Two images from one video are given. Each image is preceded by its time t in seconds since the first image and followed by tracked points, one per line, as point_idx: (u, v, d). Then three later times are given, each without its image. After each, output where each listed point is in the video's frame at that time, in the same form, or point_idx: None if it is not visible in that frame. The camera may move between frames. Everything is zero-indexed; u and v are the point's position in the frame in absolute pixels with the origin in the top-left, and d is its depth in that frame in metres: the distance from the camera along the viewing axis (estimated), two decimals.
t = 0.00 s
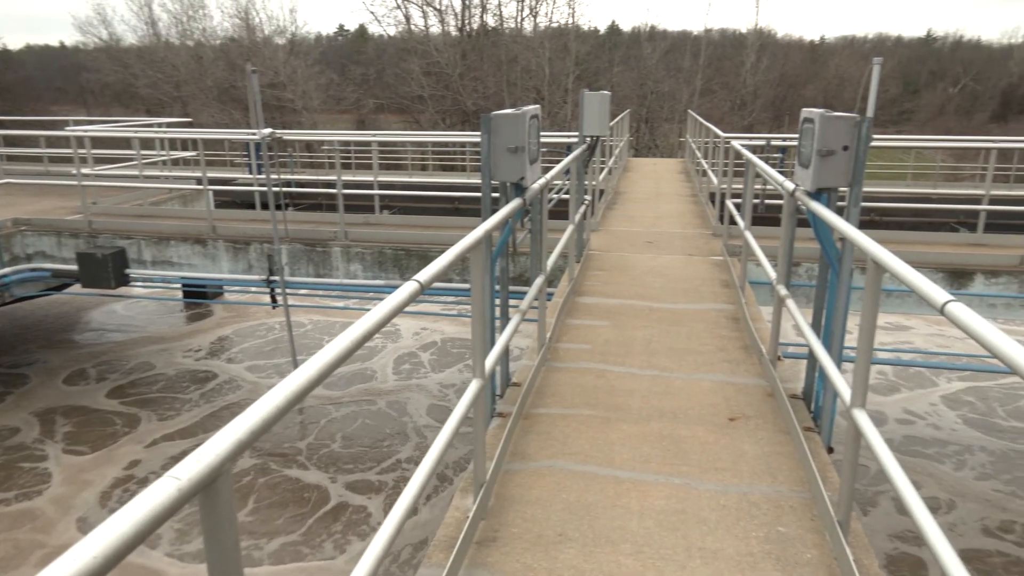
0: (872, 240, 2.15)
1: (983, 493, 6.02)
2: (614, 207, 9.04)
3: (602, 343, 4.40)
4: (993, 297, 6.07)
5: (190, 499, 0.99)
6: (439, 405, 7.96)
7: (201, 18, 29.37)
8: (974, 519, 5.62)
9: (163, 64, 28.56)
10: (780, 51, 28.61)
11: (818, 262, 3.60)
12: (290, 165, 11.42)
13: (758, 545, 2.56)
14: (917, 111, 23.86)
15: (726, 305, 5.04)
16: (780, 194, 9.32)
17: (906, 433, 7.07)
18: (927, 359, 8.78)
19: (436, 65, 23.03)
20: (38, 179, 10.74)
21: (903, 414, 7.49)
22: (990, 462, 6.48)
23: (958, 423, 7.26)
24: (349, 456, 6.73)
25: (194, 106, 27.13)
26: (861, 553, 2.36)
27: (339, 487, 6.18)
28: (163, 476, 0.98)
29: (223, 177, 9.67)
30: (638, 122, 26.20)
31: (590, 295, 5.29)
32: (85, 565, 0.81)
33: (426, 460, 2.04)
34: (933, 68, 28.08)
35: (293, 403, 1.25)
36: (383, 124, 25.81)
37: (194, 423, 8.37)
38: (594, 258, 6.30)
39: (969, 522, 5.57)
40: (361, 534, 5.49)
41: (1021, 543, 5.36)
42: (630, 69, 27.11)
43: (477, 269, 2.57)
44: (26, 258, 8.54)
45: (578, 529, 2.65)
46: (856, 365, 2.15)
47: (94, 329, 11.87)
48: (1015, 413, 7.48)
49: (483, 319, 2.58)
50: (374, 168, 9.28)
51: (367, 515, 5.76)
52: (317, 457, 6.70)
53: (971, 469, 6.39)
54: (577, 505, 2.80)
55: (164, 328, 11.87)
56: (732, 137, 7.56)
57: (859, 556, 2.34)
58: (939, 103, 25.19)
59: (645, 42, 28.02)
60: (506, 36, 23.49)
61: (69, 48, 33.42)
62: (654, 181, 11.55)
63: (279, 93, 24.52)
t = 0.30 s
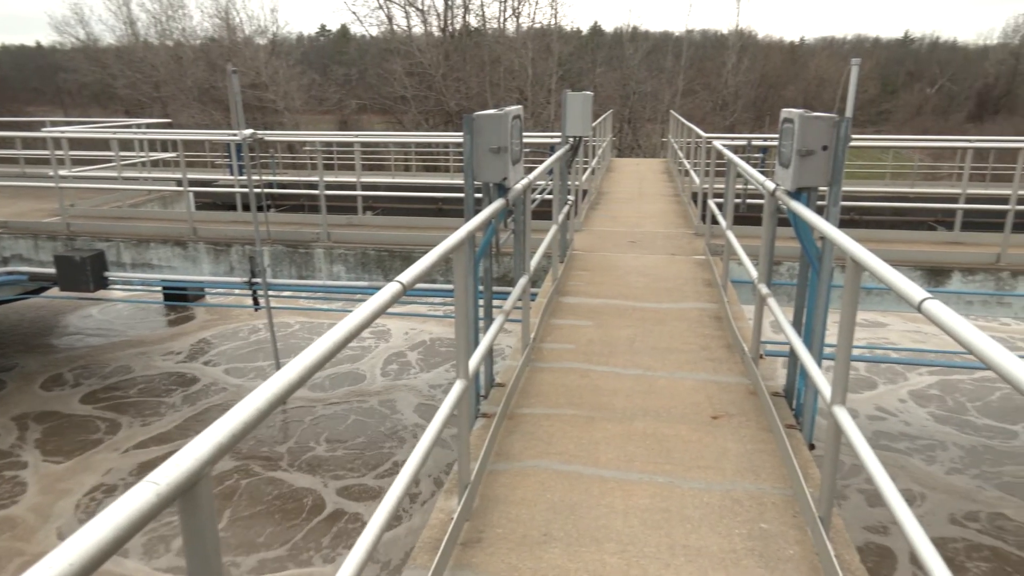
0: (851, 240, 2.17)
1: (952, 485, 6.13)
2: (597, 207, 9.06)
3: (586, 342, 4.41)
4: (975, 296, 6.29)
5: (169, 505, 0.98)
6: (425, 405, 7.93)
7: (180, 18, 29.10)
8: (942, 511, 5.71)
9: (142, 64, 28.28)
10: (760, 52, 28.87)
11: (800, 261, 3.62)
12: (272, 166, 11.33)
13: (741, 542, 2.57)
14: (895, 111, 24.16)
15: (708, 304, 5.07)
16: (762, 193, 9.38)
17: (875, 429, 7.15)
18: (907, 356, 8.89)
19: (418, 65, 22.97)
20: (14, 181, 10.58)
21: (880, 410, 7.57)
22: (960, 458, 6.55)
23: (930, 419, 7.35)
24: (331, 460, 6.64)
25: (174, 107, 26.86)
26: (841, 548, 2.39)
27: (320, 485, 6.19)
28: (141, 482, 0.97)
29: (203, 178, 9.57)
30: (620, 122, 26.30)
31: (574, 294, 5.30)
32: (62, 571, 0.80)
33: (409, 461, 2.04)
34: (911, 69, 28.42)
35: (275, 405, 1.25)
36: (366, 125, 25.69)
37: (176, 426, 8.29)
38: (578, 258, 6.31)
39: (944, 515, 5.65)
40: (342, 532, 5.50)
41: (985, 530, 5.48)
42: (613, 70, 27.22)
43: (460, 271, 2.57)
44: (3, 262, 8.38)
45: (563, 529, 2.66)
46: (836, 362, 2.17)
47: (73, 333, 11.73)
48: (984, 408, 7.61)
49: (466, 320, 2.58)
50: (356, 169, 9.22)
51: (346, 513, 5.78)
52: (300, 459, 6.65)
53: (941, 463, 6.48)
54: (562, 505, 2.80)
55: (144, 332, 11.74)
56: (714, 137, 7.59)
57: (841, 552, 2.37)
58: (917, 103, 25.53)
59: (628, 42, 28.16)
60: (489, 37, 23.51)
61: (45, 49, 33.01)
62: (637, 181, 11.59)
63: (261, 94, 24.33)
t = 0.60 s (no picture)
0: (831, 239, 2.19)
1: (922, 478, 6.23)
2: (581, 207, 9.08)
3: (570, 342, 4.42)
4: (952, 293, 6.41)
5: (149, 509, 0.97)
6: (410, 406, 7.91)
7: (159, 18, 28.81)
8: (912, 503, 5.82)
9: (120, 64, 27.95)
10: (741, 53, 29.09)
11: (780, 261, 3.65)
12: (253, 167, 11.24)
13: (724, 540, 2.59)
14: (873, 112, 24.42)
15: (691, 303, 5.10)
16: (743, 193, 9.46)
17: (851, 424, 7.23)
18: (886, 353, 9.00)
19: (401, 66, 22.90)
20: None
21: (860, 406, 7.65)
22: (931, 453, 6.64)
23: (910, 416, 7.43)
24: (315, 461, 6.61)
25: (153, 108, 26.57)
26: (823, 544, 2.42)
27: (303, 487, 6.18)
28: (119, 487, 0.96)
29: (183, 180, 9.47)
30: (603, 123, 26.39)
31: (557, 294, 5.31)
32: None
33: (393, 463, 2.03)
34: (889, 70, 28.75)
35: (256, 407, 1.24)
36: (348, 126, 25.56)
37: (157, 430, 8.20)
38: (561, 258, 6.32)
39: (922, 508, 5.73)
40: (324, 535, 5.46)
41: (953, 520, 5.59)
42: (595, 71, 27.29)
43: (443, 272, 2.56)
44: None
45: (547, 529, 2.66)
46: (816, 360, 2.19)
47: (51, 337, 11.57)
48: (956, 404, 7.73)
49: (450, 321, 2.57)
50: (338, 170, 9.17)
51: (327, 515, 5.74)
52: (283, 461, 6.61)
53: (912, 458, 6.57)
54: (547, 505, 2.80)
55: (124, 335, 11.60)
56: (695, 137, 7.64)
57: (822, 547, 2.39)
58: (895, 103, 25.83)
59: (610, 43, 28.27)
60: (472, 37, 23.49)
61: (21, 49, 32.54)
62: (620, 181, 11.64)
63: (241, 94, 24.12)
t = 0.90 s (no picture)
0: (809, 238, 2.21)
1: (890, 471, 6.32)
2: (563, 207, 9.10)
3: (553, 342, 4.43)
4: (929, 291, 6.50)
5: (126, 514, 0.96)
6: (393, 406, 7.87)
7: (137, 18, 28.46)
8: (877, 493, 5.91)
9: (97, 65, 27.58)
10: (722, 54, 29.30)
11: (761, 260, 3.68)
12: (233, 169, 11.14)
13: (707, 538, 2.61)
14: (852, 112, 24.66)
15: (673, 303, 5.12)
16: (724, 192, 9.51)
17: (830, 421, 7.31)
18: (865, 350, 9.10)
19: (383, 66, 22.79)
20: None
21: (840, 404, 7.73)
22: (909, 448, 6.73)
23: (888, 412, 7.52)
24: (296, 464, 6.55)
25: (131, 109, 26.22)
26: (804, 541, 2.43)
27: (284, 490, 6.13)
28: (96, 492, 0.95)
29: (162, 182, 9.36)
30: (586, 123, 26.45)
31: (540, 295, 5.32)
32: None
33: (375, 464, 2.02)
34: (867, 71, 29.06)
35: (236, 411, 1.22)
36: (330, 127, 25.40)
37: (136, 434, 8.10)
38: (544, 259, 6.33)
39: (900, 503, 5.80)
40: (307, 539, 5.42)
41: (930, 514, 5.67)
42: (577, 72, 27.35)
43: (425, 273, 2.55)
44: None
45: (531, 529, 2.66)
46: (796, 358, 2.21)
47: (27, 341, 11.39)
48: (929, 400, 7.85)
49: (432, 322, 2.57)
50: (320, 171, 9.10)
51: (308, 518, 5.71)
52: (265, 464, 6.55)
53: (882, 452, 6.66)
54: (531, 506, 2.80)
55: (102, 339, 11.45)
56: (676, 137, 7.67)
57: (802, 544, 2.41)
58: (873, 104, 26.10)
59: (591, 44, 28.35)
60: (454, 38, 23.45)
61: None
62: (602, 181, 11.66)
63: (221, 95, 23.88)
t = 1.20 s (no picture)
0: (791, 237, 2.22)
1: (871, 466, 6.39)
2: (547, 207, 9.11)
3: (538, 343, 4.43)
4: (910, 289, 6.59)
5: (106, 519, 0.95)
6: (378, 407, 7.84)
7: (117, 18, 28.17)
8: (854, 487, 5.97)
9: (76, 65, 27.25)
10: (704, 55, 29.47)
11: (743, 259, 3.70)
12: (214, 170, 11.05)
13: (692, 536, 2.62)
14: (833, 112, 24.86)
15: (657, 302, 5.14)
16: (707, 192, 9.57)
17: (813, 418, 7.37)
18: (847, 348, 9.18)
19: (366, 67, 22.70)
20: None
21: (822, 401, 7.80)
22: (891, 444, 6.81)
23: (869, 409, 7.61)
24: (280, 466, 6.52)
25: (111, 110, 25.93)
26: (788, 538, 2.45)
27: (268, 492, 6.10)
28: (74, 498, 0.93)
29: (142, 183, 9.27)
30: (570, 124, 26.49)
31: (525, 295, 5.32)
32: None
33: (359, 466, 2.01)
34: (848, 71, 29.33)
35: (219, 413, 1.21)
36: (313, 128, 25.26)
37: (118, 439, 8.01)
38: (528, 259, 6.33)
39: (881, 498, 5.86)
40: (292, 542, 5.39)
41: (910, 507, 5.74)
42: (561, 72, 27.40)
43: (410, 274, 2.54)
44: None
45: (517, 529, 2.66)
46: (779, 356, 2.22)
47: (6, 345, 11.24)
48: (907, 397, 7.94)
49: (418, 324, 2.56)
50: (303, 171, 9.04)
51: (292, 521, 5.68)
52: (249, 467, 6.51)
53: (861, 447, 6.73)
54: (517, 506, 2.80)
55: (83, 343, 11.32)
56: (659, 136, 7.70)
57: (786, 541, 2.43)
58: (853, 104, 26.35)
59: (575, 45, 28.42)
60: (437, 39, 23.41)
61: None
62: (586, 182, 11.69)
63: (202, 95, 23.67)
